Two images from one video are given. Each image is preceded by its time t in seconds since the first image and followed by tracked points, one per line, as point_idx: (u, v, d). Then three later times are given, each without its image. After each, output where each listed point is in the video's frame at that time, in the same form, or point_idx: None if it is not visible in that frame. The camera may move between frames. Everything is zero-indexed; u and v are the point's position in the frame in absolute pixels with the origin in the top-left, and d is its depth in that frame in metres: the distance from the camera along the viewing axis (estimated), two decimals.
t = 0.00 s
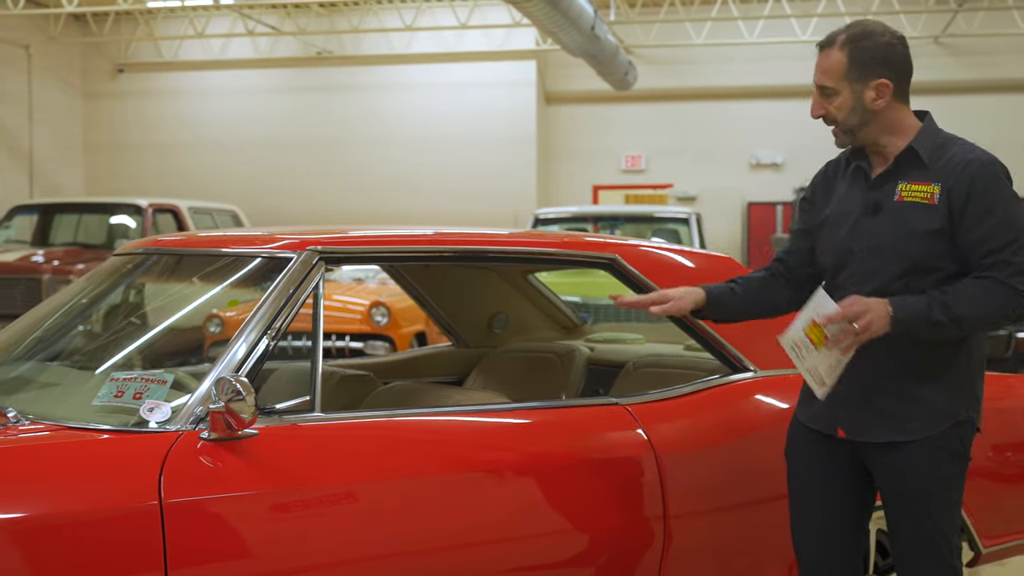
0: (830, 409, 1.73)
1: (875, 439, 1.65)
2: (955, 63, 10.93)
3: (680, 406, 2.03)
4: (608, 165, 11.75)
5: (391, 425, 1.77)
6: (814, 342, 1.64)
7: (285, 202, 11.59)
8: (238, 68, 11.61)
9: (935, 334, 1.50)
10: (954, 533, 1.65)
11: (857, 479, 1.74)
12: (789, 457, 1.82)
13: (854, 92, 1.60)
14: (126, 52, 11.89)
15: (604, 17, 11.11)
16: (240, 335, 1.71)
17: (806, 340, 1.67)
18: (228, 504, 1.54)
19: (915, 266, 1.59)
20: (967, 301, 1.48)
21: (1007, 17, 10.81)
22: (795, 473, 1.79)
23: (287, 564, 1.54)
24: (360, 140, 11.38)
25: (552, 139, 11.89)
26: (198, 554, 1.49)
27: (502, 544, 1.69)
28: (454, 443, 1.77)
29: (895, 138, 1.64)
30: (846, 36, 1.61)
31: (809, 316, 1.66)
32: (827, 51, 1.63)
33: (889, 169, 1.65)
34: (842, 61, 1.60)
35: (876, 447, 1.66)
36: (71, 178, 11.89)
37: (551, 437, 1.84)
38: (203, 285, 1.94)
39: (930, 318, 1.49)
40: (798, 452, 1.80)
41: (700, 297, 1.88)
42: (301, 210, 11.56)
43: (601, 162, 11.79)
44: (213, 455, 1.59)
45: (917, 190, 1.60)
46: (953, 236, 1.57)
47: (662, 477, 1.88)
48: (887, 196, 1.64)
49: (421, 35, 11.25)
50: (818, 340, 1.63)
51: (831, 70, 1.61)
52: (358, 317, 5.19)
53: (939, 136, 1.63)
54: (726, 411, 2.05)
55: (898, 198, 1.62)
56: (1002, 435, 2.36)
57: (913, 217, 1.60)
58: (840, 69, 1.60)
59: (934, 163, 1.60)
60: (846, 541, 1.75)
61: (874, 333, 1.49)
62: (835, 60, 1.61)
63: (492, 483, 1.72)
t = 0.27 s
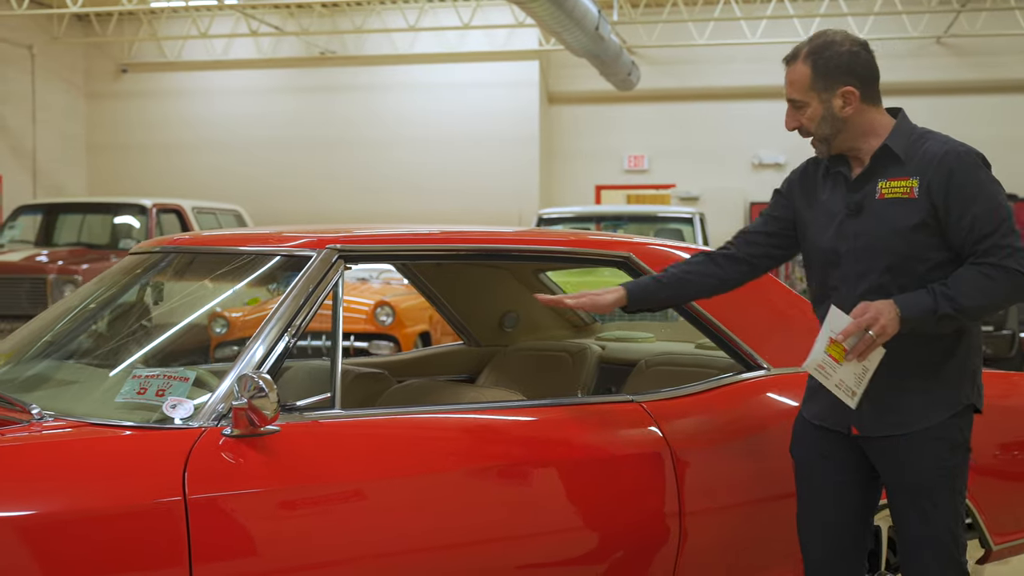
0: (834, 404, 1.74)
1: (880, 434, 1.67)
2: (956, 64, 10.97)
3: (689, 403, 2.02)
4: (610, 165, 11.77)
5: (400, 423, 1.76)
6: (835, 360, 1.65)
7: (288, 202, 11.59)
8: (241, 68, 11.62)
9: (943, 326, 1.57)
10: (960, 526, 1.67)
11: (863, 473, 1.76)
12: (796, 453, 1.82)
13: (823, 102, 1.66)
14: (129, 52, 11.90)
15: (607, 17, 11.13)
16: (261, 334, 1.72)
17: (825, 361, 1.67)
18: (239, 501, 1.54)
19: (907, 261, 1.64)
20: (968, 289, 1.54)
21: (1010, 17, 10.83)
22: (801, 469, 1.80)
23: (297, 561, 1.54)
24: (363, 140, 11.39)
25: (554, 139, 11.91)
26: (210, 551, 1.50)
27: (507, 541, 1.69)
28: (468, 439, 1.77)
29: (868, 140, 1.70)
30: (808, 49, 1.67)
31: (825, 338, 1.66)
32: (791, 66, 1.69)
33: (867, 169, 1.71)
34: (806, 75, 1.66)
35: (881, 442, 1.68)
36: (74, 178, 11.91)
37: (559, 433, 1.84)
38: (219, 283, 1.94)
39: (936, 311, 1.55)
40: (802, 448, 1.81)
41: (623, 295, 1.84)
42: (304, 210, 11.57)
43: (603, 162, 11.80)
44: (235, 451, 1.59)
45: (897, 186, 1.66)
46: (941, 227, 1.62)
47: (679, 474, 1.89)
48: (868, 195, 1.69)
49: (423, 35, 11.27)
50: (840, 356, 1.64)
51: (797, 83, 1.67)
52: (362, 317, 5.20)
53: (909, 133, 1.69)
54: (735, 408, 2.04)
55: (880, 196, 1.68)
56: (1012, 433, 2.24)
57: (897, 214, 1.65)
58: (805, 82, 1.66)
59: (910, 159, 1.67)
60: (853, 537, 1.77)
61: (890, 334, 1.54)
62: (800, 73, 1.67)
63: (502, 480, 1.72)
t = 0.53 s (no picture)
0: (824, 402, 1.77)
1: (869, 430, 1.70)
2: (958, 64, 10.99)
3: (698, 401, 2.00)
4: (613, 165, 11.78)
5: (405, 421, 1.75)
6: (793, 336, 1.65)
7: (291, 202, 11.60)
8: (245, 69, 11.63)
9: (908, 320, 1.57)
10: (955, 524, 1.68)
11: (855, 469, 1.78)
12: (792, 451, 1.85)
13: (809, 111, 1.67)
14: (132, 52, 11.91)
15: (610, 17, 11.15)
16: (282, 333, 1.73)
17: (783, 334, 1.67)
18: (249, 498, 1.54)
19: (888, 261, 1.66)
20: (938, 288, 1.55)
21: (1013, 17, 10.84)
22: (799, 465, 1.82)
23: (302, 559, 1.54)
24: (365, 140, 11.40)
25: (557, 139, 11.92)
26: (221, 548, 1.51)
27: (505, 541, 1.69)
28: (479, 436, 1.77)
29: (856, 144, 1.71)
30: (791, 59, 1.68)
31: (786, 312, 1.66)
32: (775, 76, 1.70)
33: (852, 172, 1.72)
34: (792, 83, 1.67)
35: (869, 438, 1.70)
36: (77, 178, 11.92)
37: (561, 432, 1.82)
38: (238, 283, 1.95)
39: (903, 303, 1.56)
40: (798, 444, 1.83)
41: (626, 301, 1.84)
42: (307, 210, 11.58)
43: (606, 162, 11.82)
44: (257, 448, 1.60)
45: (880, 189, 1.67)
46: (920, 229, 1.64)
47: (696, 471, 1.89)
48: (853, 198, 1.71)
49: (426, 36, 11.27)
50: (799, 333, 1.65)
51: (783, 93, 1.68)
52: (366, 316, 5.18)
53: (894, 137, 1.71)
54: (745, 407, 2.03)
55: (863, 198, 1.69)
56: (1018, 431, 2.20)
57: (878, 216, 1.67)
58: (791, 90, 1.67)
59: (893, 162, 1.68)
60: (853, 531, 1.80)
61: (853, 320, 1.55)
62: (786, 83, 1.68)
63: (506, 479, 1.72)
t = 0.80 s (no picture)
0: (817, 405, 1.77)
1: (860, 431, 1.70)
2: (960, 65, 11.02)
3: (710, 400, 2.00)
4: (615, 166, 11.80)
5: (413, 422, 1.75)
6: (791, 333, 1.65)
7: (293, 203, 11.61)
8: (247, 70, 11.63)
9: (906, 321, 1.57)
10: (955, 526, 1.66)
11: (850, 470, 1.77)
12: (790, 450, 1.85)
13: (814, 112, 1.67)
14: (135, 53, 11.91)
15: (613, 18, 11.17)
16: (304, 334, 1.74)
17: (779, 333, 1.66)
18: (258, 498, 1.55)
19: (887, 265, 1.66)
20: (935, 290, 1.55)
21: (1015, 19, 10.88)
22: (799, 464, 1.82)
23: (310, 559, 1.54)
24: (368, 140, 11.41)
25: (559, 140, 11.93)
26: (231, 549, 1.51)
27: (511, 541, 1.69)
28: (492, 435, 1.77)
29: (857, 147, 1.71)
30: (795, 62, 1.69)
31: (784, 310, 1.66)
32: (778, 80, 1.70)
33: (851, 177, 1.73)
34: (797, 87, 1.67)
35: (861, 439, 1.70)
36: (80, 179, 11.93)
37: (568, 432, 1.82)
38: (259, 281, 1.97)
39: (901, 304, 1.56)
40: (795, 445, 1.83)
41: (719, 326, 1.88)
42: (309, 211, 11.58)
43: (607, 163, 11.83)
44: (280, 446, 1.61)
45: (878, 193, 1.67)
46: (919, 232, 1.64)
47: (712, 471, 1.90)
48: (851, 202, 1.72)
49: (428, 37, 11.28)
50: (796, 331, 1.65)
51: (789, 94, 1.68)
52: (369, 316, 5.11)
53: (893, 141, 1.71)
54: (756, 406, 2.02)
55: (861, 203, 1.70)
56: None
57: (876, 220, 1.67)
58: (796, 93, 1.67)
59: (891, 167, 1.68)
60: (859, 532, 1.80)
61: (850, 319, 1.56)
62: (791, 84, 1.68)
63: (512, 479, 1.72)
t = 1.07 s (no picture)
0: (818, 402, 1.78)
1: (859, 428, 1.71)
2: (953, 67, 11.09)
3: (715, 401, 2.01)
4: (609, 167, 11.84)
5: (417, 423, 1.75)
6: (789, 321, 1.66)
7: (288, 205, 11.60)
8: (241, 71, 11.61)
9: (901, 315, 1.59)
10: (953, 524, 1.67)
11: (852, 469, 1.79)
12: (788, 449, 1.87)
13: (847, 91, 1.71)
14: (128, 53, 11.87)
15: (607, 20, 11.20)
16: (315, 334, 1.75)
17: (780, 319, 1.68)
18: (265, 498, 1.55)
19: (885, 263, 1.68)
20: (931, 286, 1.56)
21: (1007, 21, 10.97)
22: (800, 463, 1.83)
23: (318, 560, 1.55)
24: (362, 142, 11.41)
25: (553, 141, 11.96)
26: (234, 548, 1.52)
27: (513, 542, 1.69)
28: (499, 435, 1.78)
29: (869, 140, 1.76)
30: (822, 48, 1.73)
31: (786, 298, 1.66)
32: (808, 63, 1.73)
33: (852, 175, 1.75)
34: (830, 66, 1.70)
35: (860, 436, 1.72)
36: (73, 179, 11.89)
37: (569, 433, 1.82)
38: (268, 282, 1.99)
39: (897, 298, 1.57)
40: (795, 443, 1.85)
41: (674, 315, 1.90)
42: (303, 211, 11.57)
43: (601, 164, 11.87)
44: (292, 446, 1.62)
45: (878, 191, 1.69)
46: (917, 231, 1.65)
47: (719, 471, 1.91)
48: (851, 201, 1.74)
49: (422, 38, 11.27)
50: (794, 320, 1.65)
51: (826, 72, 1.71)
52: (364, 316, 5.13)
53: (894, 142, 1.73)
54: (759, 407, 2.03)
55: (861, 201, 1.71)
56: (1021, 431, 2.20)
57: (875, 218, 1.69)
58: (831, 71, 1.70)
59: (891, 167, 1.70)
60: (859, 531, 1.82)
61: (845, 310, 1.58)
62: (826, 63, 1.71)
63: (516, 479, 1.73)
